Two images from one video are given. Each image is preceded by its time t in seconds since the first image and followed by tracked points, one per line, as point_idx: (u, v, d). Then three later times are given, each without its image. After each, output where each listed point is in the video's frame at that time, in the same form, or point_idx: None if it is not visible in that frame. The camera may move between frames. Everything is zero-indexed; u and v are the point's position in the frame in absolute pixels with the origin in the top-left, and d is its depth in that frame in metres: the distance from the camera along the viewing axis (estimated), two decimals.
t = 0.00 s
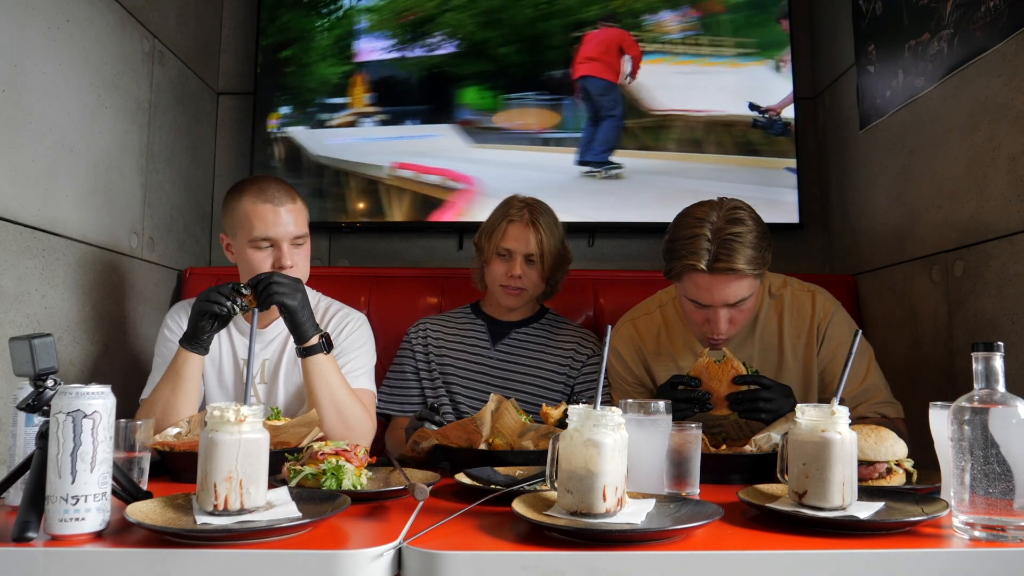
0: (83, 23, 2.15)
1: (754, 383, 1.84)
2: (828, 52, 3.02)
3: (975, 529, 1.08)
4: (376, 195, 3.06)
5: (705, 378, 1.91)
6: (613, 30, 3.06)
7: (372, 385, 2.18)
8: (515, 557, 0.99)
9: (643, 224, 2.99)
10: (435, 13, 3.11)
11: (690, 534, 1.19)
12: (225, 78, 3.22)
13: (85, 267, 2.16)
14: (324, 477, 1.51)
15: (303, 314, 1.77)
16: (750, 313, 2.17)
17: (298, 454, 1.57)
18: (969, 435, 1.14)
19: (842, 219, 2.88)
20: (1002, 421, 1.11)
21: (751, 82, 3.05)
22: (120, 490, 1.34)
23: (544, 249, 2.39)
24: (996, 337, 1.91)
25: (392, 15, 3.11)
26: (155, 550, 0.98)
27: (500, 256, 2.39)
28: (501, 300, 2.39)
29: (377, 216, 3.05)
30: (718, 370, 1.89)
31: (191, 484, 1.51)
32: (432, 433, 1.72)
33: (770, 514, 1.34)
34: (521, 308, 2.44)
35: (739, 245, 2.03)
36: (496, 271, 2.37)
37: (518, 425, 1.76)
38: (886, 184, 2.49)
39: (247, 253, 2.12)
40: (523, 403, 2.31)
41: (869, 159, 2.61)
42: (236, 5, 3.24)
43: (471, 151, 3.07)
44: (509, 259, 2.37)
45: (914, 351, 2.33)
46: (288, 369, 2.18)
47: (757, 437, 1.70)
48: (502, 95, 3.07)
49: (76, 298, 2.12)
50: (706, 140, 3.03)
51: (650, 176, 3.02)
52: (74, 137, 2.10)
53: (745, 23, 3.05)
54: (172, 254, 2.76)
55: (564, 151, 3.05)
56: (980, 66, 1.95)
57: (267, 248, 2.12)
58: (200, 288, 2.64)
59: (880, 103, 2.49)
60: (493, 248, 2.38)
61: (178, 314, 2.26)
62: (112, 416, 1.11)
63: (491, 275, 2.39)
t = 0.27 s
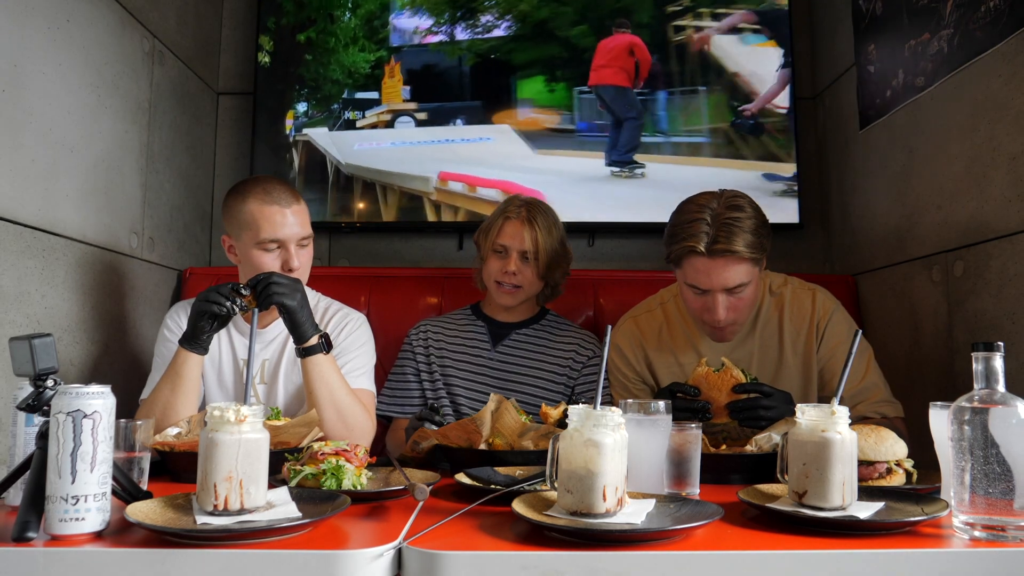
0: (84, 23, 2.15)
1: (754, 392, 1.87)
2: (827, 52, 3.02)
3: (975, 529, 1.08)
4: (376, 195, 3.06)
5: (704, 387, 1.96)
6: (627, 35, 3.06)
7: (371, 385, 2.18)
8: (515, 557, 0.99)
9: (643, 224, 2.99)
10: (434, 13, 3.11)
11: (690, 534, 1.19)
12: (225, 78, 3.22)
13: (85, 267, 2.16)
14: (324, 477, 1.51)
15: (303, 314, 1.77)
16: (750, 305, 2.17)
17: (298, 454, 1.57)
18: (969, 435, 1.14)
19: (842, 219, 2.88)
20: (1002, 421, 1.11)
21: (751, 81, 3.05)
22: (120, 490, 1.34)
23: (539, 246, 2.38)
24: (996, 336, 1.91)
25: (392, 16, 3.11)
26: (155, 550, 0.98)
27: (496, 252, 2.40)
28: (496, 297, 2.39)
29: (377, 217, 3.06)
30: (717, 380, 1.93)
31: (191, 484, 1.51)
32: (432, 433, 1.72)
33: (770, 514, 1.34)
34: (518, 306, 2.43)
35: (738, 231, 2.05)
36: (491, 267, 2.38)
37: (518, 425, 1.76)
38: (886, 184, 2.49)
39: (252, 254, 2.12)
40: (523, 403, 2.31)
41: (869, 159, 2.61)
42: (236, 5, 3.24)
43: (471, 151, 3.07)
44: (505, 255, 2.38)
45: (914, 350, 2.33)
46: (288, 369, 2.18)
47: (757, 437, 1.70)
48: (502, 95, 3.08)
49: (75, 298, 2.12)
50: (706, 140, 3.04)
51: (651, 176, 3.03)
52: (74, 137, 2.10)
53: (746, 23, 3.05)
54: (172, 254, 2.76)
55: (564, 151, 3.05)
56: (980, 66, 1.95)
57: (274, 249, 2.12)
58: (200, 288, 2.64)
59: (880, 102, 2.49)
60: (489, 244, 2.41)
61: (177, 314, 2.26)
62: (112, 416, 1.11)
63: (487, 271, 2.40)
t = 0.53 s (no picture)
0: (84, 23, 2.15)
1: (754, 394, 1.86)
2: (827, 52, 3.02)
3: (975, 529, 1.08)
4: (377, 194, 3.06)
5: (703, 390, 1.95)
6: (630, 39, 3.05)
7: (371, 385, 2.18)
8: (515, 557, 0.99)
9: (643, 224, 2.99)
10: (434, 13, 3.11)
11: (690, 534, 1.19)
12: (225, 78, 3.22)
13: (85, 267, 2.16)
14: (324, 477, 1.51)
15: (303, 314, 1.77)
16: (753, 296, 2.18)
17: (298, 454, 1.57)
18: (969, 435, 1.14)
19: (842, 219, 2.88)
20: (1002, 421, 1.11)
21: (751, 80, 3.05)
22: (120, 490, 1.34)
23: (532, 245, 2.38)
24: (996, 336, 1.91)
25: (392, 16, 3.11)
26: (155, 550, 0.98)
27: (491, 249, 2.42)
28: (490, 295, 2.40)
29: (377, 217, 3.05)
30: (717, 383, 1.92)
31: (191, 484, 1.51)
32: (432, 433, 1.72)
33: (770, 514, 1.34)
34: (514, 305, 2.43)
35: (741, 218, 2.09)
36: (486, 264, 2.40)
37: (518, 425, 1.76)
38: (886, 184, 2.49)
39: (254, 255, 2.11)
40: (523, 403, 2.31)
41: (869, 159, 2.61)
42: (236, 5, 3.24)
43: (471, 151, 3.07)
44: (499, 252, 2.40)
45: (914, 350, 2.33)
46: (288, 369, 2.18)
47: (757, 437, 1.70)
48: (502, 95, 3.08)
49: (75, 298, 2.12)
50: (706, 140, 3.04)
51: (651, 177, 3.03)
52: (74, 137, 2.10)
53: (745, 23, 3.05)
54: (172, 254, 2.76)
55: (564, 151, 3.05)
56: (980, 66, 1.95)
57: (277, 251, 2.12)
58: (200, 288, 2.64)
59: (880, 102, 2.49)
60: (485, 241, 2.43)
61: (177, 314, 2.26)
62: (112, 416, 1.11)
63: (482, 268, 2.42)
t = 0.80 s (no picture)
0: (84, 23, 2.15)
1: (753, 395, 1.86)
2: (827, 52, 3.02)
3: (975, 529, 1.08)
4: (377, 194, 3.06)
5: (703, 392, 1.94)
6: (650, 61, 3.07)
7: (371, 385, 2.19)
8: (515, 557, 0.99)
9: (642, 224, 3.00)
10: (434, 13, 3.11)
11: (690, 534, 1.19)
12: (226, 78, 3.22)
13: (85, 267, 2.16)
14: (323, 477, 1.51)
15: (303, 315, 1.77)
16: (754, 284, 2.22)
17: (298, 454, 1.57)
18: (969, 435, 1.14)
19: (842, 219, 2.88)
20: (1002, 421, 1.11)
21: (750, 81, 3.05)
22: (120, 491, 1.34)
23: (524, 246, 2.37)
24: (996, 336, 1.91)
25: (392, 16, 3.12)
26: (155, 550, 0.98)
27: (485, 250, 2.42)
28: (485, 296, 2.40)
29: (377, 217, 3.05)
30: (717, 384, 1.91)
31: (191, 484, 1.51)
32: (432, 433, 1.72)
33: (770, 514, 1.34)
34: (512, 305, 2.43)
35: (745, 199, 2.16)
36: (480, 265, 2.40)
37: (518, 425, 1.76)
38: (886, 184, 2.49)
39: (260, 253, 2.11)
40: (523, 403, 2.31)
41: (869, 159, 2.61)
42: (236, 5, 3.24)
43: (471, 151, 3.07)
44: (492, 252, 2.39)
45: (914, 350, 2.33)
46: (288, 369, 2.18)
47: (757, 437, 1.70)
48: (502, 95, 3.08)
49: (75, 298, 2.12)
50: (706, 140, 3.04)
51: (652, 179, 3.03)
52: (74, 137, 2.10)
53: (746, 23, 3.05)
54: (172, 254, 2.76)
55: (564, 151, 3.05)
56: (980, 67, 1.95)
57: (284, 250, 2.12)
58: (200, 288, 2.64)
59: (879, 103, 2.49)
60: (479, 243, 2.43)
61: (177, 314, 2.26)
62: (112, 416, 1.11)
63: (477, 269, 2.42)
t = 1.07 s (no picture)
0: (84, 23, 2.15)
1: (753, 395, 1.85)
2: (827, 52, 3.02)
3: (975, 529, 1.08)
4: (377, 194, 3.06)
5: (703, 393, 1.94)
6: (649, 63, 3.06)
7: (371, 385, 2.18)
8: (515, 557, 0.99)
9: (642, 224, 3.00)
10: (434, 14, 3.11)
11: (690, 534, 1.19)
12: (226, 78, 3.22)
13: (85, 267, 2.16)
14: (323, 477, 1.51)
15: (303, 314, 1.77)
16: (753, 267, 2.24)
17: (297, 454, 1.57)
18: (969, 435, 1.14)
19: (842, 219, 2.88)
20: (1002, 421, 1.11)
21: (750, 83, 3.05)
22: (120, 491, 1.34)
23: (517, 245, 2.36)
24: (997, 337, 1.91)
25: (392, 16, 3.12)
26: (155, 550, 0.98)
27: (480, 250, 2.42)
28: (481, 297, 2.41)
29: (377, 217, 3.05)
30: (717, 385, 1.91)
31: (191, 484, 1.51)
32: (432, 433, 1.72)
33: (770, 514, 1.34)
34: (511, 303, 2.43)
35: (745, 177, 2.23)
36: (476, 265, 2.41)
37: (518, 425, 1.76)
38: (886, 184, 2.49)
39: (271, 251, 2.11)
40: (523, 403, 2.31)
41: (869, 159, 2.61)
42: (236, 5, 3.24)
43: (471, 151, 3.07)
44: (486, 252, 2.40)
45: (914, 350, 2.33)
46: (288, 369, 2.18)
47: (757, 437, 1.70)
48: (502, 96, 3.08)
49: (75, 298, 2.12)
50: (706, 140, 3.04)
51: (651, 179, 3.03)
52: (74, 137, 2.10)
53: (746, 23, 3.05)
54: (172, 254, 2.76)
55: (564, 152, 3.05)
56: (980, 67, 1.95)
57: (297, 249, 2.13)
58: (200, 288, 2.64)
59: (879, 103, 2.49)
60: (474, 244, 2.44)
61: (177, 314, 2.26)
62: (112, 416, 1.11)
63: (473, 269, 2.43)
